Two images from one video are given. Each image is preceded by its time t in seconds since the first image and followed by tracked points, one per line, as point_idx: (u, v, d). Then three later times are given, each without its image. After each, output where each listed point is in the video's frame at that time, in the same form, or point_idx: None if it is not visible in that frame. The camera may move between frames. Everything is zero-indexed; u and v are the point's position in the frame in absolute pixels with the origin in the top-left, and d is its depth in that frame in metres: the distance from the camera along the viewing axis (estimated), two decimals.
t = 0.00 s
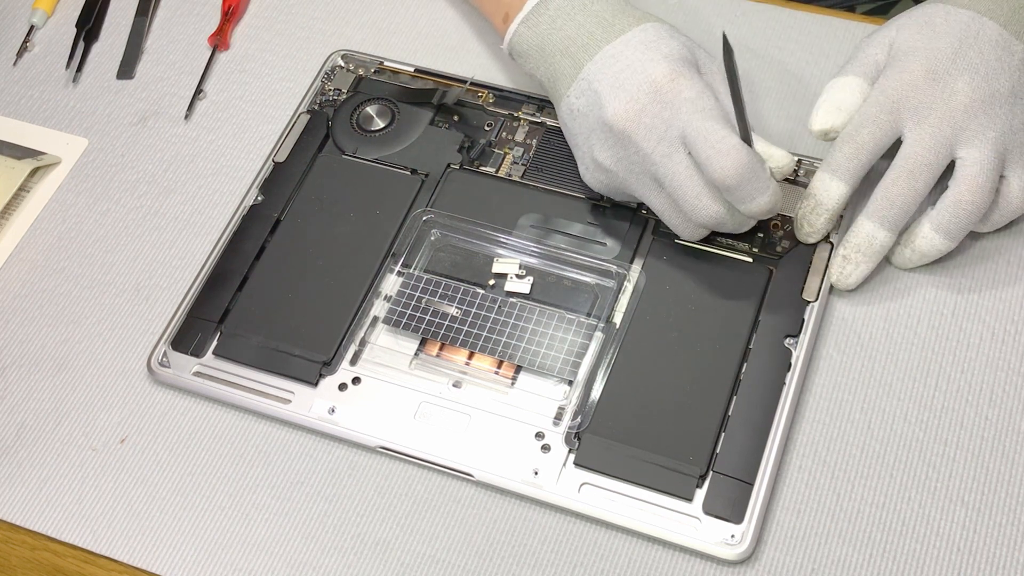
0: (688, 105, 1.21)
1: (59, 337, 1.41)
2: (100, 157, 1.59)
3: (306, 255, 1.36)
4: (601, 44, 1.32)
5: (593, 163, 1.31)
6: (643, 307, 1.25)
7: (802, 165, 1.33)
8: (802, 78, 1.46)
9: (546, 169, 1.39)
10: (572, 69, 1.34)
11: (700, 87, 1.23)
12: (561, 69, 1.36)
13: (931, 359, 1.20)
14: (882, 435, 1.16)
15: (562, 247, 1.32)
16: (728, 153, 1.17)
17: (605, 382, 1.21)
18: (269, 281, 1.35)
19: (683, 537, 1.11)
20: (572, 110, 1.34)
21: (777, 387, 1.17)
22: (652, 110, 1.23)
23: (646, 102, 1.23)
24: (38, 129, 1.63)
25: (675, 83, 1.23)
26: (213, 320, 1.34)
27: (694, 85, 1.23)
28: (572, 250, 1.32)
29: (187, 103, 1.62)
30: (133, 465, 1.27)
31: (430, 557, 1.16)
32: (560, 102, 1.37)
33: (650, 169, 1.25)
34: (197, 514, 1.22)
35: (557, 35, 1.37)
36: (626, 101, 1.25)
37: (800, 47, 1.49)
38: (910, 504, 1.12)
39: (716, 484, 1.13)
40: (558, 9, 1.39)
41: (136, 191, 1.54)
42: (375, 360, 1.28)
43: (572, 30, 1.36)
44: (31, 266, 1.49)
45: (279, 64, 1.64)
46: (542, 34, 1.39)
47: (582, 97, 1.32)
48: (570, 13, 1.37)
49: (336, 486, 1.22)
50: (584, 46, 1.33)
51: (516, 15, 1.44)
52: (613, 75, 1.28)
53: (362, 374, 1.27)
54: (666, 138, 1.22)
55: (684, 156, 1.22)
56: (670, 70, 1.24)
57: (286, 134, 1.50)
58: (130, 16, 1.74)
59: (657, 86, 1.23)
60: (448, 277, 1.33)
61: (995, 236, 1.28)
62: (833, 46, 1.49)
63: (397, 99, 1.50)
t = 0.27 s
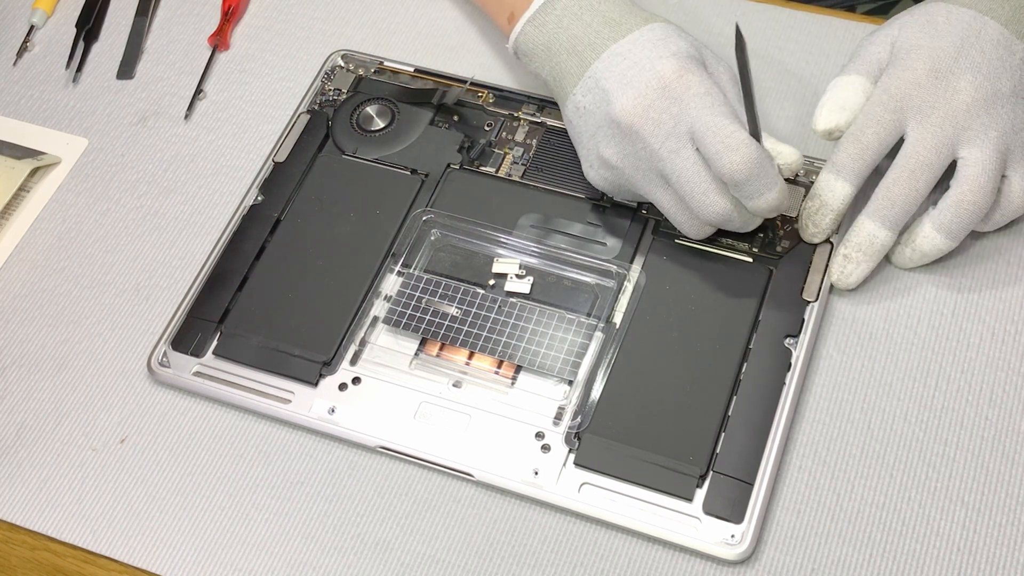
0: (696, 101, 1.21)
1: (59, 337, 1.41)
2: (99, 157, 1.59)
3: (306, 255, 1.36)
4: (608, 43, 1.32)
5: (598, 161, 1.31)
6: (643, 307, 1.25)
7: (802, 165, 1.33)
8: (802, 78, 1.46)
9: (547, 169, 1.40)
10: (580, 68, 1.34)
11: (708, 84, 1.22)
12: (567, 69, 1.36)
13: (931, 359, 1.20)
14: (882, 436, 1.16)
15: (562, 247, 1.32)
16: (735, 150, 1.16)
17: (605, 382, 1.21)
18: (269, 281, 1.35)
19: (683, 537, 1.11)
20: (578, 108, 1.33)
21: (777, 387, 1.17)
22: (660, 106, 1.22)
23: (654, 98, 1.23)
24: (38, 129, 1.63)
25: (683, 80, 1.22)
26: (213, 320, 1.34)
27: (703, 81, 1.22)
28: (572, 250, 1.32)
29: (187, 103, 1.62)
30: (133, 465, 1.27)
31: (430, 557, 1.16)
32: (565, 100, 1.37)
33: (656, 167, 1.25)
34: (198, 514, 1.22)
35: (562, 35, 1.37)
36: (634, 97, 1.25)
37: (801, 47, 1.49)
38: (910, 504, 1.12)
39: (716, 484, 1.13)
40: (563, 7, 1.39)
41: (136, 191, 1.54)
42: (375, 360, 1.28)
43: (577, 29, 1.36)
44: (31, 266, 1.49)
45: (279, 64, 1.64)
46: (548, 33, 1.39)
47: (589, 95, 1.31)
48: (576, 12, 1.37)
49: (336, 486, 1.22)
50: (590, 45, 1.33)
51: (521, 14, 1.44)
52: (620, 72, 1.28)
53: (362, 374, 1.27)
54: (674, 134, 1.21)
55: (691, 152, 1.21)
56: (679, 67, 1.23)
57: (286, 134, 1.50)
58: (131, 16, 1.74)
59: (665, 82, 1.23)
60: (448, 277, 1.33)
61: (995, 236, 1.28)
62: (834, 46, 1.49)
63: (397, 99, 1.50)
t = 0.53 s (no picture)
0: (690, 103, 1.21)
1: (59, 337, 1.41)
2: (99, 157, 1.59)
3: (306, 255, 1.36)
4: (603, 41, 1.32)
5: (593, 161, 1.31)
6: (642, 307, 1.25)
7: (802, 165, 1.33)
8: (802, 78, 1.46)
9: (547, 169, 1.39)
10: (575, 67, 1.34)
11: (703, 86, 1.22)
12: (562, 66, 1.36)
13: (931, 359, 1.20)
14: (882, 436, 1.16)
15: (562, 247, 1.32)
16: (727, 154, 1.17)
17: (605, 382, 1.21)
18: (269, 281, 1.35)
19: (683, 537, 1.11)
20: (573, 107, 1.33)
21: (777, 387, 1.17)
22: (654, 107, 1.23)
23: (648, 99, 1.23)
24: (38, 129, 1.63)
25: (678, 81, 1.22)
26: (213, 320, 1.34)
27: (697, 82, 1.22)
28: (572, 250, 1.32)
29: (187, 103, 1.62)
30: (133, 465, 1.27)
31: (430, 557, 1.16)
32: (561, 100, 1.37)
33: (650, 167, 1.25)
34: (198, 514, 1.22)
35: (559, 33, 1.37)
36: (629, 98, 1.25)
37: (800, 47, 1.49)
38: (910, 504, 1.12)
39: (716, 484, 1.13)
40: (560, 6, 1.39)
41: (136, 191, 1.54)
42: (375, 360, 1.28)
43: (574, 28, 1.36)
44: (31, 266, 1.49)
45: (279, 64, 1.64)
46: (544, 31, 1.39)
47: (584, 95, 1.32)
48: (573, 11, 1.37)
49: (336, 486, 1.22)
50: (585, 43, 1.33)
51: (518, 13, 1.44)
52: (616, 72, 1.28)
53: (362, 374, 1.27)
54: (668, 136, 1.22)
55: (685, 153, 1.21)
56: (673, 67, 1.24)
57: (286, 134, 1.50)
58: (130, 16, 1.74)
59: (659, 83, 1.23)
60: (448, 277, 1.33)
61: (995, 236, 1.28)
62: (833, 46, 1.49)
63: (397, 99, 1.50)
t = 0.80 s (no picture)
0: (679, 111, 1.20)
1: (59, 337, 1.41)
2: (100, 157, 1.59)
3: (306, 255, 1.36)
4: (596, 49, 1.32)
5: (586, 167, 1.31)
6: (642, 308, 1.25)
7: (802, 165, 1.33)
8: (802, 78, 1.46)
9: (546, 169, 1.40)
10: (569, 73, 1.34)
11: (690, 94, 1.22)
12: (556, 73, 1.36)
13: (931, 359, 1.20)
14: (882, 436, 1.16)
15: (562, 247, 1.32)
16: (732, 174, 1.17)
17: (605, 382, 1.21)
18: (269, 281, 1.35)
19: (683, 537, 1.11)
20: (567, 114, 1.33)
21: (777, 387, 1.17)
22: (643, 116, 1.22)
23: (637, 108, 1.23)
24: (37, 129, 1.63)
25: (667, 89, 1.22)
26: (213, 319, 1.34)
27: (685, 91, 1.22)
28: (572, 250, 1.32)
29: (186, 103, 1.62)
30: (133, 465, 1.27)
31: (430, 557, 1.16)
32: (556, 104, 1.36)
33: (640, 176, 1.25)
34: (197, 514, 1.22)
35: (552, 39, 1.37)
36: (619, 106, 1.25)
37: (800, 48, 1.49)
38: (910, 504, 1.12)
39: (716, 484, 1.13)
40: (555, 11, 1.38)
41: (136, 191, 1.54)
42: (375, 360, 1.28)
43: (569, 34, 1.36)
44: (31, 266, 1.49)
45: (279, 64, 1.64)
46: (539, 37, 1.39)
47: (577, 101, 1.31)
48: (567, 16, 1.37)
49: (336, 486, 1.22)
50: (579, 50, 1.33)
51: (514, 18, 1.44)
52: (607, 79, 1.28)
53: (362, 374, 1.27)
54: (656, 145, 1.21)
55: (673, 162, 1.21)
56: (663, 76, 1.23)
57: (286, 134, 1.50)
58: (131, 16, 1.74)
59: (649, 92, 1.23)
60: (448, 277, 1.33)
61: (994, 236, 1.28)
62: (833, 45, 1.49)
63: (397, 98, 1.50)
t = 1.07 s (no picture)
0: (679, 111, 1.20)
1: (59, 337, 1.41)
2: (100, 157, 1.59)
3: (307, 255, 1.36)
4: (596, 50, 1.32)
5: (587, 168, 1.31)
6: (642, 308, 1.25)
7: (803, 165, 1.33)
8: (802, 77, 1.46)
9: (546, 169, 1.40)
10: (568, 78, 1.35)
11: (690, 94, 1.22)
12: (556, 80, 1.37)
13: (932, 359, 1.20)
14: (882, 435, 1.16)
15: (562, 247, 1.33)
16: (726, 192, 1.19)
17: (605, 382, 1.21)
18: (269, 281, 1.35)
19: (683, 537, 1.11)
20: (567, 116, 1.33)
21: (777, 387, 1.17)
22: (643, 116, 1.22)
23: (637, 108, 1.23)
24: (38, 129, 1.63)
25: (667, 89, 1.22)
26: (213, 319, 1.34)
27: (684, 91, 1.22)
28: (572, 250, 1.32)
29: (186, 103, 1.62)
30: (133, 465, 1.27)
31: (430, 557, 1.16)
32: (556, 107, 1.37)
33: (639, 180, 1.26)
34: (197, 514, 1.22)
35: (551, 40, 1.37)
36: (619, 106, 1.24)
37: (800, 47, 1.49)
38: (910, 504, 1.12)
39: (716, 484, 1.13)
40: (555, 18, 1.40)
41: (136, 191, 1.54)
42: (375, 360, 1.28)
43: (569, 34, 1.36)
44: (30, 266, 1.49)
45: (279, 64, 1.64)
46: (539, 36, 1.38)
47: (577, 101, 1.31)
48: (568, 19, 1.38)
49: (336, 485, 1.22)
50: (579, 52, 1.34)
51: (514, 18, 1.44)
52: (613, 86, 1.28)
53: (362, 374, 1.27)
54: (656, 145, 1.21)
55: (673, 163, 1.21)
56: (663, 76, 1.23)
57: (286, 134, 1.50)
58: (131, 16, 1.74)
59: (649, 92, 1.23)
60: (448, 277, 1.33)
61: (995, 236, 1.28)
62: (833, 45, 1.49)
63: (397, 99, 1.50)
